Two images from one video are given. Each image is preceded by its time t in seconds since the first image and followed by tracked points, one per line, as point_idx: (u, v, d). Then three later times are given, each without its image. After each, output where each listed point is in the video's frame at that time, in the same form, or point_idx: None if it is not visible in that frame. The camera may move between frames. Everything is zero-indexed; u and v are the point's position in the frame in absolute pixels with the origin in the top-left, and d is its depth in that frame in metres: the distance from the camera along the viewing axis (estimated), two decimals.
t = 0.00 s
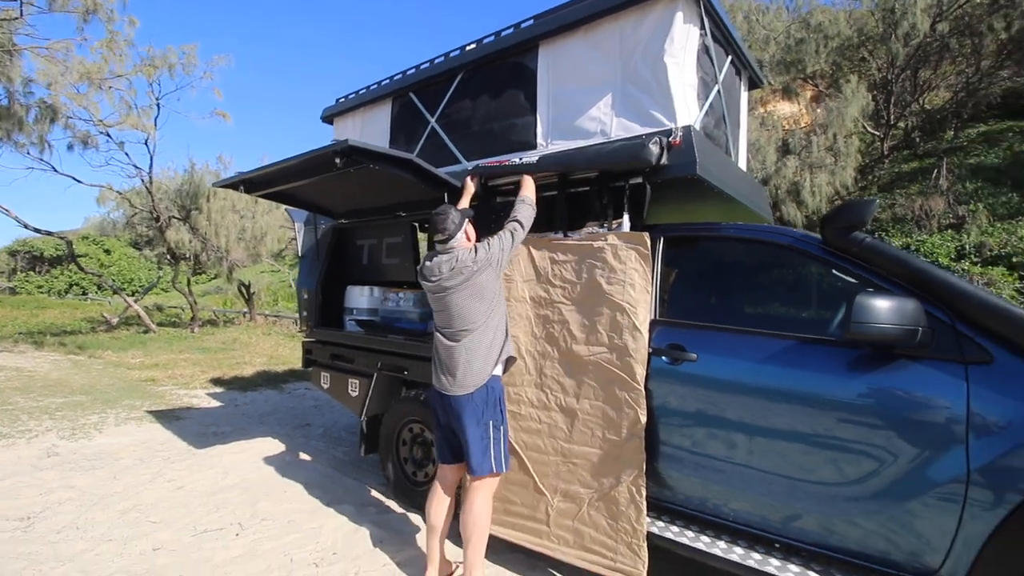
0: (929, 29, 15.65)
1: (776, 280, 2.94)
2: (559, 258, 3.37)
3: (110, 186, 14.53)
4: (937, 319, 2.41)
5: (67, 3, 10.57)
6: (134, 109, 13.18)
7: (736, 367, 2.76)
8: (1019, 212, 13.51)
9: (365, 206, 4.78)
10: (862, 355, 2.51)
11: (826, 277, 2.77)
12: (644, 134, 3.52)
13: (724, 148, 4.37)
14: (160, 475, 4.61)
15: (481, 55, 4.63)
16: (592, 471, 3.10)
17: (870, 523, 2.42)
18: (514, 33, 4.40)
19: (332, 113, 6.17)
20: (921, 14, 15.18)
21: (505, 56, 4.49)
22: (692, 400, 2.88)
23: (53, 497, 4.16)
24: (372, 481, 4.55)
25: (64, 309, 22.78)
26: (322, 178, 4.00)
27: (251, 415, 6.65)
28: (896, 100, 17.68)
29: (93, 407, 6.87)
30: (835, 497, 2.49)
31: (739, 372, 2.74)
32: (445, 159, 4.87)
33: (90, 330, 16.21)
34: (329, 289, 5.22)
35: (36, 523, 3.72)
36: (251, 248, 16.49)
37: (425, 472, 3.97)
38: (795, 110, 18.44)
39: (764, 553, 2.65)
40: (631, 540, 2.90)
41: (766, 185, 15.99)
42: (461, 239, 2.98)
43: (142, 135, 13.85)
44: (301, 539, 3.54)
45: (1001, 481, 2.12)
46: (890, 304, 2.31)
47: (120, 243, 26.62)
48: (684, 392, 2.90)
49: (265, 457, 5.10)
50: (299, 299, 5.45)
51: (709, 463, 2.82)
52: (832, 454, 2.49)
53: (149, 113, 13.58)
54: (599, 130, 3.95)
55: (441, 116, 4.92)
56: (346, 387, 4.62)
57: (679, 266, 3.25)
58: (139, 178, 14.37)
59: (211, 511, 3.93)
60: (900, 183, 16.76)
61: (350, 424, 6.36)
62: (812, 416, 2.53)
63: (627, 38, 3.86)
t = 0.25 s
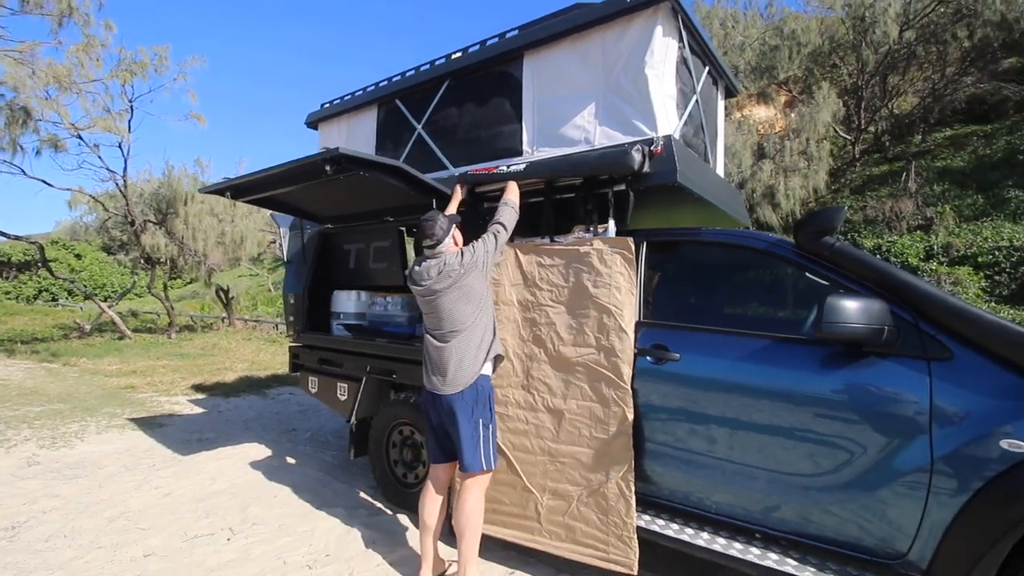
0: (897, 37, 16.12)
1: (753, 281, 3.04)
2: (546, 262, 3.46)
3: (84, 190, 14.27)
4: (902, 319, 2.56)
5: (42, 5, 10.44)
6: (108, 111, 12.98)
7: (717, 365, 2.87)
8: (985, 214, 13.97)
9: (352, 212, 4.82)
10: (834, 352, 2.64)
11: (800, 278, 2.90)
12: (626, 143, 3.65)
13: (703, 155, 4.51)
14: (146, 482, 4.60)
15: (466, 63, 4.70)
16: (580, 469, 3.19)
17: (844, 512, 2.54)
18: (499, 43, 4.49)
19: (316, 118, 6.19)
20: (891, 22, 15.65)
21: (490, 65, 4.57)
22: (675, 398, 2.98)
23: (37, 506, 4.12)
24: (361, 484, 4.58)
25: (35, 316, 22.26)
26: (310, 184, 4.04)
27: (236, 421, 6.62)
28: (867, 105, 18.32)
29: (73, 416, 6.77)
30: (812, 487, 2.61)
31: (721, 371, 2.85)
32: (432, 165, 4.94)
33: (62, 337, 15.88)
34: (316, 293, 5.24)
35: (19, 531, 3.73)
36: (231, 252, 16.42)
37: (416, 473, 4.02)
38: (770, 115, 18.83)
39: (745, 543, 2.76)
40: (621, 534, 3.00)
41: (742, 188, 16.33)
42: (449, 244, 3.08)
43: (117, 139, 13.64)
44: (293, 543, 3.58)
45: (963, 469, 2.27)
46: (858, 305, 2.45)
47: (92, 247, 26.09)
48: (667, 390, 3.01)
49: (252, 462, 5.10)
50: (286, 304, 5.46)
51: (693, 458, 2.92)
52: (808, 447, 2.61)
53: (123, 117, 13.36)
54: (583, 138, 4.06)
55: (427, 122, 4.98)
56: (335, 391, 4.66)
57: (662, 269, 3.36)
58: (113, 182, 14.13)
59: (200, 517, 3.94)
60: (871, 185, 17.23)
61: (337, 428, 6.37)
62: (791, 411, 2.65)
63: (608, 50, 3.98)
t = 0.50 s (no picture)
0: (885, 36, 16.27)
1: (743, 281, 3.13)
2: (540, 262, 3.52)
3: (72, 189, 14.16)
4: (885, 318, 2.65)
5: (30, 3, 10.35)
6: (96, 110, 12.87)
7: (708, 363, 2.95)
8: (970, 211, 14.18)
9: (348, 212, 4.86)
10: (821, 350, 2.73)
11: (788, 277, 2.99)
12: (619, 146, 3.73)
13: (694, 157, 4.60)
14: (145, 482, 4.62)
15: (461, 65, 4.76)
16: (577, 464, 3.26)
17: (831, 503, 2.63)
18: (494, 46, 4.55)
19: (311, 118, 6.22)
20: (880, 23, 15.76)
21: (485, 67, 4.63)
22: (667, 395, 3.06)
23: (37, 506, 4.15)
24: (359, 481, 4.64)
25: (22, 316, 22.04)
26: (309, 185, 4.09)
27: (231, 421, 6.64)
28: (854, 103, 18.32)
29: (68, 416, 6.77)
30: (800, 479, 2.70)
31: (712, 368, 2.93)
32: (428, 166, 4.99)
33: (51, 337, 15.75)
34: (312, 293, 5.28)
35: (20, 531, 3.75)
36: (222, 251, 16.36)
37: (414, 470, 4.08)
38: (759, 113, 18.99)
39: (736, 534, 2.85)
40: (618, 527, 3.08)
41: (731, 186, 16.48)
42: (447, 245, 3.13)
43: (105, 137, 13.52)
44: (293, 540, 3.64)
45: (944, 460, 2.36)
46: (844, 304, 2.54)
47: (79, 245, 25.84)
48: (660, 386, 3.09)
49: (250, 461, 5.15)
50: (283, 303, 5.50)
51: (686, 453, 3.01)
52: (797, 440, 2.70)
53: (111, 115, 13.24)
54: (577, 141, 4.13)
55: (423, 124, 5.04)
56: (332, 390, 4.70)
57: (654, 268, 3.43)
58: (101, 180, 14.02)
59: (201, 516, 3.98)
60: (859, 183, 17.44)
61: (333, 427, 6.42)
62: (781, 407, 2.73)
63: (602, 54, 4.05)
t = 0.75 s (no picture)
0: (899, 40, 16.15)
1: (754, 288, 3.16)
2: (552, 270, 3.57)
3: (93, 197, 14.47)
4: (898, 326, 2.67)
5: (54, 18, 10.65)
6: (117, 120, 13.16)
7: (721, 371, 2.99)
8: (988, 215, 14.01)
9: (363, 220, 4.96)
10: (834, 358, 2.75)
11: (800, 285, 3.02)
12: (630, 155, 3.79)
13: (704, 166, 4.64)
14: (166, 485, 4.73)
15: (473, 77, 4.84)
16: (589, 471, 3.30)
17: (845, 512, 2.65)
18: (505, 57, 4.63)
19: (326, 129, 6.34)
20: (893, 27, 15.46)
21: (497, 78, 4.71)
22: (681, 402, 3.10)
23: (62, 508, 4.27)
24: (375, 486, 4.72)
25: (44, 322, 22.49)
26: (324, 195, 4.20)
27: (248, 425, 6.76)
28: (868, 108, 18.20)
29: (90, 420, 6.93)
30: (814, 487, 2.72)
31: (725, 376, 2.97)
32: (441, 175, 5.08)
33: (72, 342, 16.06)
34: (328, 300, 5.37)
35: (48, 531, 3.87)
36: (238, 258, 16.60)
37: (427, 476, 4.15)
38: (772, 118, 18.93)
39: (750, 542, 2.88)
40: (629, 534, 3.11)
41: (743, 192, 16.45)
42: (462, 258, 3.18)
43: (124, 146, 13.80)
44: (311, 543, 3.72)
45: (960, 469, 2.38)
46: (856, 312, 2.56)
47: (99, 253, 26.32)
48: (672, 394, 3.13)
49: (267, 465, 5.24)
50: (299, 311, 5.61)
51: (699, 461, 3.04)
52: (812, 448, 2.72)
53: (131, 125, 13.52)
54: (588, 150, 4.19)
55: (436, 134, 5.13)
56: (347, 396, 4.79)
57: (665, 276, 3.48)
58: (121, 189, 14.31)
59: (221, 518, 4.07)
60: (874, 188, 17.33)
61: (348, 432, 6.51)
62: (795, 415, 2.75)
63: (612, 64, 4.11)
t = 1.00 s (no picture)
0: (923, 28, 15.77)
1: (766, 281, 3.17)
2: (562, 264, 3.59)
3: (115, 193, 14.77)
4: (909, 319, 2.65)
5: (75, 18, 10.86)
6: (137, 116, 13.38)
7: (730, 364, 2.99)
8: (1013, 207, 13.69)
9: (376, 215, 5.02)
10: (844, 352, 2.74)
11: (811, 279, 3.01)
12: (640, 148, 3.80)
13: (717, 158, 4.63)
14: (186, 472, 4.86)
15: (484, 70, 4.87)
16: (597, 462, 3.33)
17: (854, 506, 2.65)
18: (516, 51, 4.66)
19: (339, 124, 6.42)
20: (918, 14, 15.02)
21: (508, 72, 4.74)
22: (691, 395, 3.11)
23: (87, 494, 4.41)
24: (388, 476, 4.79)
25: (69, 315, 23.02)
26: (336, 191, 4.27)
27: (266, 416, 6.89)
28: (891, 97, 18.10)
29: (113, 410, 7.12)
30: (823, 481, 2.72)
31: (734, 370, 2.97)
32: (453, 169, 5.12)
33: (97, 335, 16.43)
34: (342, 293, 5.45)
35: (74, 516, 4.00)
36: (256, 251, 16.82)
37: (438, 466, 4.21)
38: (791, 110, 18.69)
39: (756, 534, 2.89)
40: (634, 525, 3.14)
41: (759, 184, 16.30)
42: (481, 251, 3.25)
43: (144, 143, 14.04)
44: (325, 529, 3.80)
45: (969, 463, 2.36)
46: (866, 306, 2.54)
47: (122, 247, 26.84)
48: (686, 388, 3.12)
49: (283, 455, 5.35)
50: (314, 303, 5.70)
51: (708, 454, 3.05)
52: (822, 442, 2.71)
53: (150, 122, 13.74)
54: (599, 143, 4.21)
55: (447, 128, 5.17)
56: (361, 387, 4.87)
57: (674, 270, 3.49)
58: (142, 184, 14.57)
59: (239, 505, 4.18)
60: (895, 179, 17.03)
61: (362, 423, 6.61)
62: (807, 409, 2.75)
63: (624, 57, 4.11)
